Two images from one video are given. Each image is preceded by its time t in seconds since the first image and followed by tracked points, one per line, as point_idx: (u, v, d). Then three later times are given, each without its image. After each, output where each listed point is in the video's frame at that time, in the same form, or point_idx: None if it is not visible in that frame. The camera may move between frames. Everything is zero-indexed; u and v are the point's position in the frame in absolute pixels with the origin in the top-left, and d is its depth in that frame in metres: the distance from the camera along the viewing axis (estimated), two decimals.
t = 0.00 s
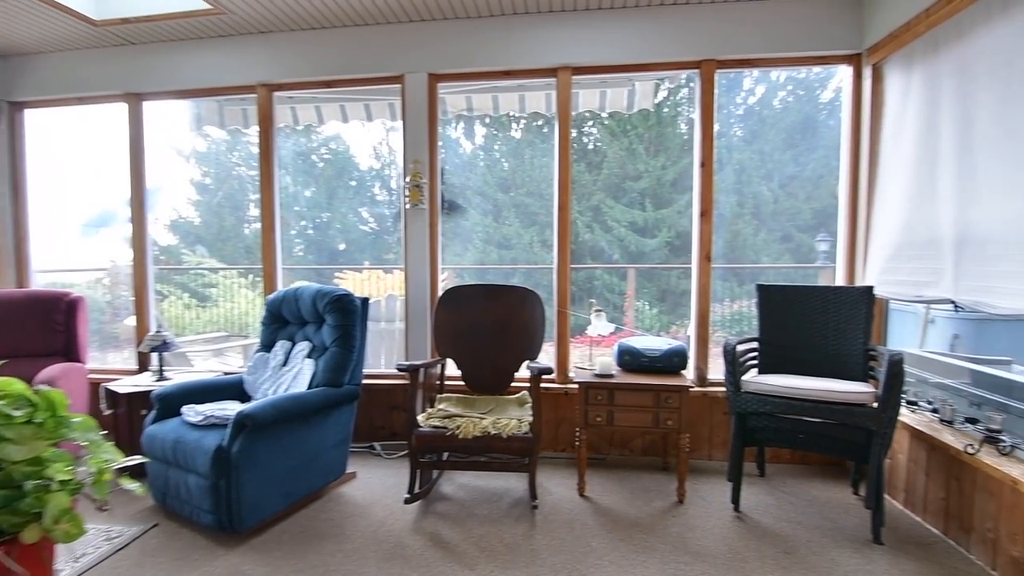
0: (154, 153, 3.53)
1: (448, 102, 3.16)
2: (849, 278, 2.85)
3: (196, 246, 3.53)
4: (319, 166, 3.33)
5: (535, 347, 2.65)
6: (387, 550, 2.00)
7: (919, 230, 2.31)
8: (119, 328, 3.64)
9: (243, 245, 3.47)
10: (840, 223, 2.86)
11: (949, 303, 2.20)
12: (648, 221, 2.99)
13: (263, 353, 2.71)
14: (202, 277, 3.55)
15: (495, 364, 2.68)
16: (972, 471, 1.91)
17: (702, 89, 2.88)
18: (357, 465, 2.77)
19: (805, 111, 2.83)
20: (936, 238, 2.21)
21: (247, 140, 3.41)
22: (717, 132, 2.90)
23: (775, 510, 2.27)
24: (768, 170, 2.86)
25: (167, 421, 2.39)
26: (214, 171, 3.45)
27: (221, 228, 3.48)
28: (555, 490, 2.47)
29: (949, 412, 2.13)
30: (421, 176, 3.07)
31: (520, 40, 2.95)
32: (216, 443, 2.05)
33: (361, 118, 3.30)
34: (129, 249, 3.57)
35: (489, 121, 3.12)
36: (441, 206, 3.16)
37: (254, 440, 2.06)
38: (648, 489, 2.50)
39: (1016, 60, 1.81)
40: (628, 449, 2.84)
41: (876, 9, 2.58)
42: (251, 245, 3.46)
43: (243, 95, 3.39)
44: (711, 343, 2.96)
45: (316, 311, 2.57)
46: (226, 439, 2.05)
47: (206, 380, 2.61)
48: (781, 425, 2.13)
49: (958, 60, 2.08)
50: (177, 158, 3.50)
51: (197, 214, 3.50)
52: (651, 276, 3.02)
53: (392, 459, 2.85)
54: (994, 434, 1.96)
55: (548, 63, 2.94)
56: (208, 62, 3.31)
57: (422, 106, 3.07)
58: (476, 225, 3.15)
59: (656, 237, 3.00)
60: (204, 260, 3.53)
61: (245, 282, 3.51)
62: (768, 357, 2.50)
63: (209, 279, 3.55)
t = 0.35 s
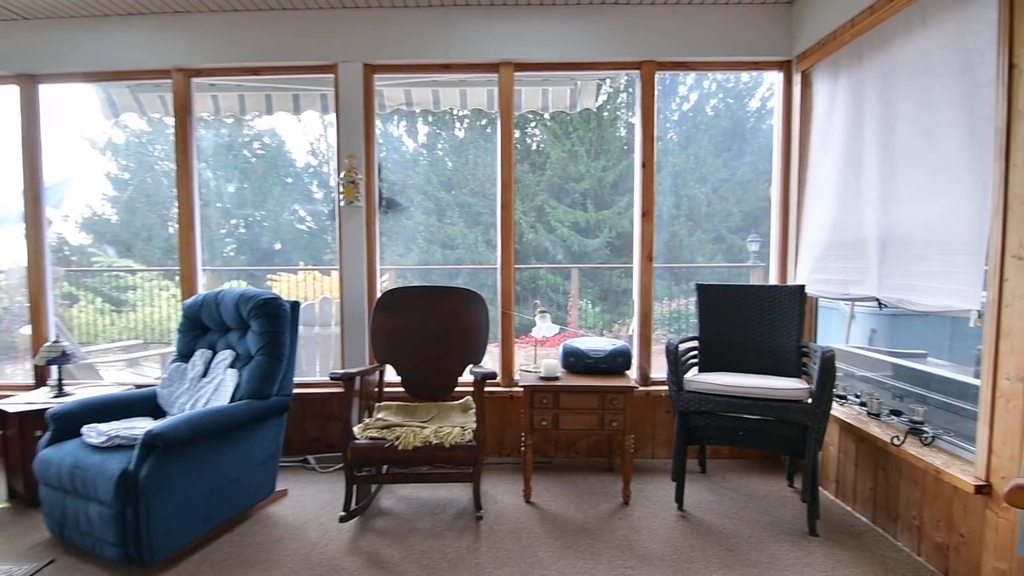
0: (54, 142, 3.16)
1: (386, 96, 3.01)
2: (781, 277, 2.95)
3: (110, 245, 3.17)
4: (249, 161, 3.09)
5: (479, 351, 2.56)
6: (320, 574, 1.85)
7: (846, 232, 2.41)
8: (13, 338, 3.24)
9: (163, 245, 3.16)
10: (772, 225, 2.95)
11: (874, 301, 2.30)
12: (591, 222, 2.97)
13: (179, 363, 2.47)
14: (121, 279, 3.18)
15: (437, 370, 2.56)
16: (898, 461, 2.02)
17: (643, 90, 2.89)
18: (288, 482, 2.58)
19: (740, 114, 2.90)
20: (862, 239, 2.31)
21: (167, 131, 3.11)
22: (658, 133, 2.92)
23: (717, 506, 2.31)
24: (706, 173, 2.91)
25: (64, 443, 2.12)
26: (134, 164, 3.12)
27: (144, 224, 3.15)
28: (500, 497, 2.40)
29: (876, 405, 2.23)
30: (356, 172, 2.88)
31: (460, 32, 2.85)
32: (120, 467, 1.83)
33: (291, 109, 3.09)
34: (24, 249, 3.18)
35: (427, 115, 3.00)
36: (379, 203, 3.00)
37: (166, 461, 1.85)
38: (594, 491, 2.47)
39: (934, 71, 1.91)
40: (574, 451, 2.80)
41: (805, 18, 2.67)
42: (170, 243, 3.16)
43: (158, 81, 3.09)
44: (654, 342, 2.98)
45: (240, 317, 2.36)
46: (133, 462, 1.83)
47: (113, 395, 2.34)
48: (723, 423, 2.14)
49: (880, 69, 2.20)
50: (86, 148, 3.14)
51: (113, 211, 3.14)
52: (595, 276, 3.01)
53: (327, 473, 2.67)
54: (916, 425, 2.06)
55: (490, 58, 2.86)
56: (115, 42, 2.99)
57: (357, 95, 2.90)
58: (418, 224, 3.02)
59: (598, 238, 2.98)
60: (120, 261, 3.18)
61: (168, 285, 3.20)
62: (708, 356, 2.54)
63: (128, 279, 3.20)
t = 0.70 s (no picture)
0: None
1: (337, 88, 2.86)
2: (737, 277, 2.98)
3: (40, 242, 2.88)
4: (196, 156, 2.88)
5: (437, 355, 2.46)
6: None
7: (800, 233, 2.44)
8: None
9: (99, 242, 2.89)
10: (729, 225, 2.98)
11: (828, 300, 2.34)
12: (551, 222, 2.93)
13: (107, 374, 2.26)
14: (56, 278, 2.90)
15: (393, 376, 2.45)
16: (852, 459, 2.05)
17: (602, 89, 2.86)
18: (232, 498, 2.41)
19: (699, 115, 2.90)
20: (816, 240, 2.35)
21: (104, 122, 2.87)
22: (618, 132, 2.90)
23: (678, 508, 2.29)
24: (665, 173, 2.91)
25: None
26: (71, 158, 2.86)
27: (81, 222, 2.89)
28: (460, 507, 2.31)
29: (831, 403, 2.26)
30: (305, 167, 2.72)
31: (416, 24, 2.74)
32: (34, 491, 1.64)
33: (235, 100, 2.90)
34: None
35: (382, 109, 2.87)
36: (330, 200, 2.84)
37: (89, 484, 1.67)
38: (556, 497, 2.42)
39: (886, 74, 1.94)
40: (535, 455, 2.73)
41: (760, 20, 2.70)
42: (101, 242, 2.89)
43: (85, 65, 2.84)
44: (614, 342, 2.96)
45: (176, 323, 2.19)
46: (48, 486, 1.64)
47: (31, 411, 2.12)
48: (684, 425, 2.13)
49: (833, 73, 2.24)
50: (14, 139, 2.86)
51: (47, 209, 2.87)
52: (556, 276, 2.96)
53: (275, 487, 2.52)
54: (870, 423, 2.10)
55: (447, 51, 2.76)
56: (35, 21, 2.73)
57: (305, 85, 2.74)
58: (374, 222, 2.89)
59: (558, 237, 2.94)
60: (50, 259, 2.89)
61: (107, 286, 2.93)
62: (669, 356, 2.53)
63: (61, 279, 2.91)
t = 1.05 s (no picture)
0: None
1: (303, 79, 2.73)
2: (714, 275, 2.95)
3: None
4: (162, 152, 2.73)
5: (409, 357, 2.36)
6: None
7: (776, 231, 2.43)
8: None
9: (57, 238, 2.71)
10: (706, 223, 2.95)
11: (804, 298, 2.32)
12: (528, 221, 2.86)
13: (52, 380, 2.11)
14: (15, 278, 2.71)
15: (362, 379, 2.35)
16: (829, 458, 2.05)
17: (579, 85, 2.80)
18: (190, 511, 2.28)
19: (675, 114, 2.88)
20: (791, 238, 2.33)
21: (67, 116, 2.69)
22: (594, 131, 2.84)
23: (657, 510, 2.25)
24: (643, 171, 2.87)
25: None
26: (27, 154, 2.68)
27: (27, 218, 2.69)
28: (433, 514, 2.22)
29: (808, 402, 2.25)
30: (268, 161, 2.58)
31: (387, 13, 2.63)
32: None
33: (197, 90, 2.75)
34: None
35: (352, 101, 2.75)
36: (296, 195, 2.71)
37: (25, 501, 1.54)
38: (533, 500, 2.35)
39: (863, 71, 1.93)
40: (511, 458, 2.66)
41: (736, 16, 2.68)
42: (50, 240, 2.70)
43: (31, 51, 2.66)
44: (591, 341, 2.91)
45: (128, 325, 2.05)
46: None
47: None
48: (662, 426, 2.08)
49: (809, 69, 2.22)
50: None
51: (6, 205, 2.68)
52: (533, 275, 2.90)
53: (237, 498, 2.39)
54: (847, 422, 2.09)
55: (419, 41, 2.66)
56: None
57: (268, 75, 2.60)
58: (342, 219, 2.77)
59: (534, 237, 2.87)
60: (8, 256, 2.70)
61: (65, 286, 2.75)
62: (646, 356, 2.48)
63: (24, 277, 2.72)
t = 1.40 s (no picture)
0: None
1: (276, 62, 2.57)
2: (707, 269, 2.86)
3: None
4: (142, 148, 2.55)
5: (388, 355, 2.22)
6: None
7: (772, 222, 2.33)
8: None
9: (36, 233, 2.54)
10: (698, 217, 2.85)
11: (801, 292, 2.23)
12: (515, 218, 2.74)
13: None
14: None
15: (337, 379, 2.20)
16: (828, 458, 1.96)
17: (566, 70, 2.68)
18: (151, 521, 2.12)
19: (666, 108, 2.77)
20: (788, 228, 2.24)
21: (47, 111, 2.51)
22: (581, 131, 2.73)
23: (649, 514, 2.14)
24: (634, 163, 2.76)
25: None
26: None
27: None
28: (413, 521, 2.09)
29: (806, 400, 2.16)
30: (236, 146, 2.41)
31: None
32: None
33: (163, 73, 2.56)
34: None
35: (329, 86, 2.61)
36: (267, 183, 2.55)
37: None
38: (519, 504, 2.23)
39: (865, 51, 1.84)
40: (497, 460, 2.54)
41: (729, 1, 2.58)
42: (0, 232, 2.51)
43: None
44: (580, 338, 2.80)
45: (80, 322, 1.89)
46: None
47: None
48: (656, 426, 1.97)
49: (807, 52, 2.13)
50: None
51: None
52: (519, 270, 2.77)
53: (203, 507, 2.23)
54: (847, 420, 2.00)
55: (398, 21, 2.52)
56: None
57: (236, 54, 2.44)
58: (317, 209, 2.61)
59: (521, 236, 2.75)
60: None
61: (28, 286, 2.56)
62: (638, 353, 2.37)
63: (0, 274, 2.56)
